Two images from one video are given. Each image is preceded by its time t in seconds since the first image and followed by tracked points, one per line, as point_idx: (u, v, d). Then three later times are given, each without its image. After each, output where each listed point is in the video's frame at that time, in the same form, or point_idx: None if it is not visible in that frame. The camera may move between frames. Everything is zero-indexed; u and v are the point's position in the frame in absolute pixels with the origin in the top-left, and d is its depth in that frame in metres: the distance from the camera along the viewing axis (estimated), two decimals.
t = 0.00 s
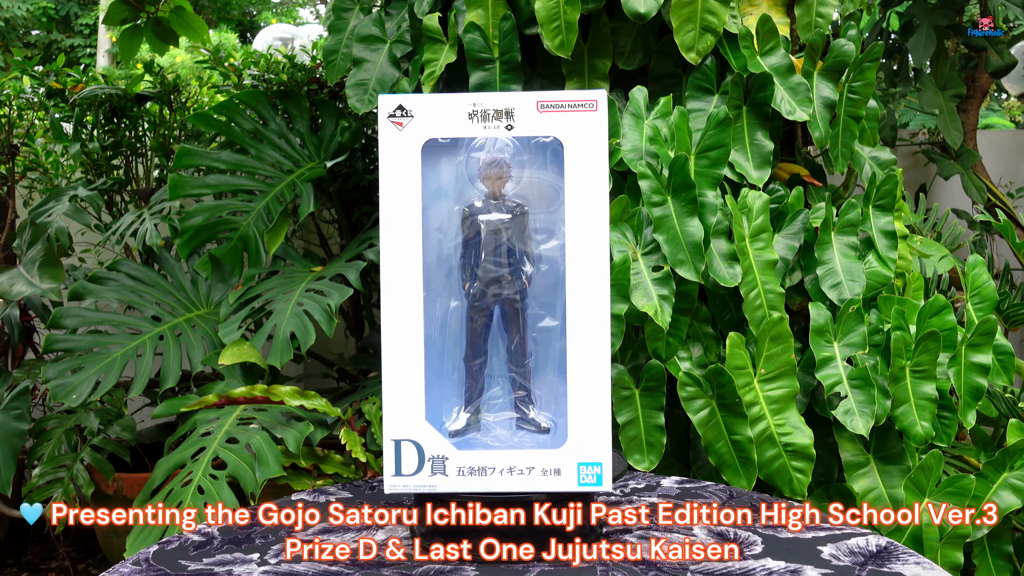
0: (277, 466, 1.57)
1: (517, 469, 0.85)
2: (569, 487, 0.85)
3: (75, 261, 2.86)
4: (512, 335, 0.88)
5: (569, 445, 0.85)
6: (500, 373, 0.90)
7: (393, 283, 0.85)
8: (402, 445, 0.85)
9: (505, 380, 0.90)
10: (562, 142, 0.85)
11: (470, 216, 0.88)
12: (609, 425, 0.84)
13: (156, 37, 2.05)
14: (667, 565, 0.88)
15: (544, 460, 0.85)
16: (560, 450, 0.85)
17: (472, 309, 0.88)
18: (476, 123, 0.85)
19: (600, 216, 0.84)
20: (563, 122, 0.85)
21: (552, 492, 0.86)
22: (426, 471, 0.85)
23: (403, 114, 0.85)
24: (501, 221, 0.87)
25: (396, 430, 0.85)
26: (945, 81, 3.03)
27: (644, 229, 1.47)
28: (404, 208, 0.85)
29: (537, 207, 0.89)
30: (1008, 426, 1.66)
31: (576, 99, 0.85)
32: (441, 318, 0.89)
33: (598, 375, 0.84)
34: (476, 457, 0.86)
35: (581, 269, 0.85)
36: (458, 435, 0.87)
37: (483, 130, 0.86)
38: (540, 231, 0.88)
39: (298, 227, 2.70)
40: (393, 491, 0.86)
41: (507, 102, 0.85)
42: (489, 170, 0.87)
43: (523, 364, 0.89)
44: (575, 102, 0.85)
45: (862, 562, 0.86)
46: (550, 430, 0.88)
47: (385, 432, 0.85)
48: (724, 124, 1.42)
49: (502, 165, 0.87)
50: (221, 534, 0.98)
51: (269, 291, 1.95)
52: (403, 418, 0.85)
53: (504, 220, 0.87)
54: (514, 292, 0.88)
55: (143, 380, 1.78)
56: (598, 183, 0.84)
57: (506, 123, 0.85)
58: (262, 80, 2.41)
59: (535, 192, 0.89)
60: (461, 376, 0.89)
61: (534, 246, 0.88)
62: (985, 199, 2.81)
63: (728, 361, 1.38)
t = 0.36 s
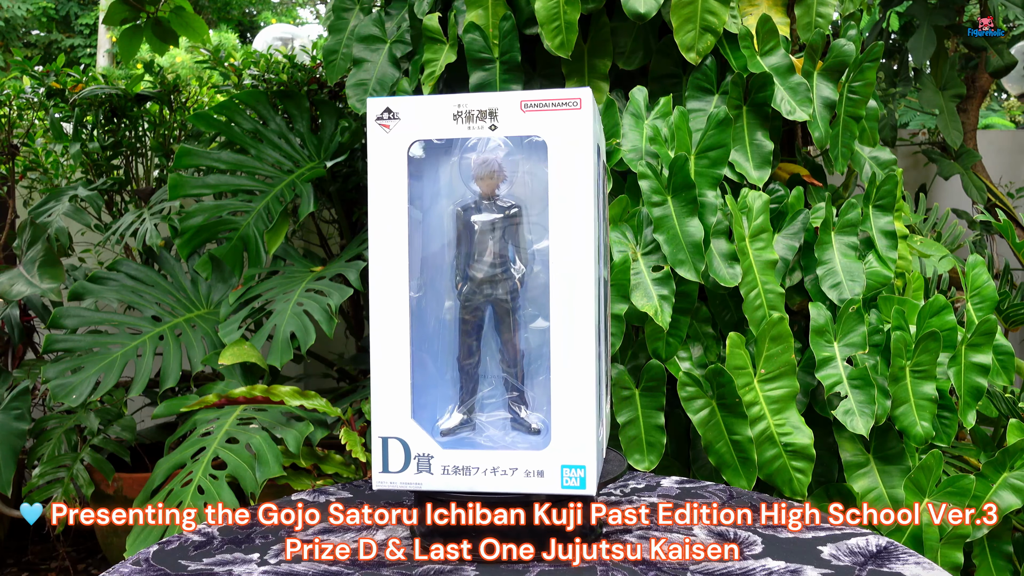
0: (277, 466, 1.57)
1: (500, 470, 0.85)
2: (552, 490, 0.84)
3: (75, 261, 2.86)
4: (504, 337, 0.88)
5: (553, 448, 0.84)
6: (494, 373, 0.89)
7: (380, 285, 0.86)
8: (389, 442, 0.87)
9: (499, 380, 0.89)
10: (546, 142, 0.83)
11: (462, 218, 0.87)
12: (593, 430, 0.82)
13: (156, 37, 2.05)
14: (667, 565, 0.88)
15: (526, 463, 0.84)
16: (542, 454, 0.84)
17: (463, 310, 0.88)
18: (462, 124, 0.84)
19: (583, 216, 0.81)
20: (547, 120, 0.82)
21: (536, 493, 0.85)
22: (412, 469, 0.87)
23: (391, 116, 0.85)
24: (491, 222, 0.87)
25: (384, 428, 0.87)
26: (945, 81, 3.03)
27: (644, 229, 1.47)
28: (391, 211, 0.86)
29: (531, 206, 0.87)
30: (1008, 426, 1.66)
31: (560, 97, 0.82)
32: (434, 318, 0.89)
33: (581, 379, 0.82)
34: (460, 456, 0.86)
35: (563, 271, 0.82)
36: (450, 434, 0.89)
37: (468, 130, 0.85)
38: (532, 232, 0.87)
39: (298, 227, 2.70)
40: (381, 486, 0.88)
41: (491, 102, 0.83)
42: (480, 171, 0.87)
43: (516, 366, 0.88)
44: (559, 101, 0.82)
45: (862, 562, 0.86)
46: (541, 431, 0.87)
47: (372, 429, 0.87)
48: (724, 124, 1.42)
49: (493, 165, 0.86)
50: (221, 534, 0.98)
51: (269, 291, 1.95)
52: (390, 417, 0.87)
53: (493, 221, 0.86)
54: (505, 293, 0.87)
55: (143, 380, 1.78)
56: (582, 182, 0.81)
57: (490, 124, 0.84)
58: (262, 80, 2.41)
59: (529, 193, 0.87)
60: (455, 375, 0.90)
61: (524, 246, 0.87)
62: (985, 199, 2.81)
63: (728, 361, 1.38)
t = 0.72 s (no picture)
0: (277, 466, 1.57)
1: (483, 470, 0.84)
2: (534, 491, 0.83)
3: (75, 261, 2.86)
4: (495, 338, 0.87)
5: (534, 450, 0.82)
6: (486, 374, 0.89)
7: (369, 286, 0.87)
8: (378, 439, 0.88)
9: (492, 382, 0.89)
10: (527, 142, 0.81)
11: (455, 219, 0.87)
12: (574, 435, 0.80)
13: (156, 37, 2.05)
14: (666, 565, 0.88)
15: (508, 464, 0.83)
16: (522, 457, 0.82)
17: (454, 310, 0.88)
18: (445, 125, 0.84)
19: (564, 215, 0.79)
20: (528, 121, 0.81)
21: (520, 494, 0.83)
22: (399, 467, 0.88)
23: (379, 119, 0.86)
24: (481, 222, 0.86)
25: (372, 425, 0.88)
26: (945, 81, 3.03)
27: (644, 229, 1.47)
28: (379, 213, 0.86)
29: (523, 207, 0.86)
30: (1008, 426, 1.66)
31: (541, 96, 0.80)
32: (428, 319, 0.90)
33: (562, 383, 0.80)
34: (446, 455, 0.86)
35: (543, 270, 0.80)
36: (443, 432, 0.90)
37: (452, 131, 0.84)
38: (521, 233, 0.85)
39: (298, 227, 2.70)
40: (371, 482, 0.89)
41: (474, 103, 0.82)
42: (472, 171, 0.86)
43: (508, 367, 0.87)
44: (540, 99, 0.80)
45: (862, 562, 0.86)
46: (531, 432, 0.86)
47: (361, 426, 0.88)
48: (724, 124, 1.42)
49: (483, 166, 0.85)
50: (221, 534, 0.99)
51: (269, 291, 1.95)
52: (378, 415, 0.87)
53: (484, 222, 0.86)
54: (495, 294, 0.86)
55: (143, 380, 1.78)
56: (563, 182, 0.79)
57: (472, 124, 0.83)
58: (262, 80, 2.41)
59: (520, 193, 0.86)
60: (449, 375, 0.90)
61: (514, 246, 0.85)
62: (985, 199, 2.81)
63: (728, 361, 1.38)
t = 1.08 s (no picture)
0: (277, 466, 1.57)
1: (466, 469, 0.84)
2: (514, 492, 0.81)
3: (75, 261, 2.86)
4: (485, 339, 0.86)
5: (515, 451, 0.81)
6: (480, 375, 0.88)
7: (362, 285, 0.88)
8: (370, 436, 0.89)
9: (486, 383, 0.88)
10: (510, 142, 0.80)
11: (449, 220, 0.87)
12: (554, 437, 0.78)
13: (156, 37, 2.05)
14: (667, 565, 0.88)
15: (490, 465, 0.82)
16: (502, 458, 0.81)
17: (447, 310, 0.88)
18: (432, 127, 0.84)
19: (544, 214, 0.77)
20: (510, 121, 0.80)
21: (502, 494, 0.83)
22: (389, 463, 0.88)
23: (371, 122, 0.88)
24: (471, 222, 0.86)
25: (363, 421, 0.89)
26: (945, 81, 3.03)
27: (644, 229, 1.48)
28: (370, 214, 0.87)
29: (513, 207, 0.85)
30: (1008, 426, 1.66)
31: (522, 96, 0.78)
32: (424, 318, 0.91)
33: (542, 385, 0.78)
34: (433, 454, 0.86)
35: (523, 270, 0.79)
36: (437, 431, 0.90)
37: (439, 132, 0.84)
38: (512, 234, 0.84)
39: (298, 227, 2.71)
40: (364, 478, 0.90)
41: (459, 103, 0.82)
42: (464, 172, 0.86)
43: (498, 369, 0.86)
44: (521, 99, 0.79)
45: (862, 562, 0.86)
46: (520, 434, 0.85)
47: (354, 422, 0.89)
48: (724, 124, 1.42)
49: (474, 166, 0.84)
50: (221, 534, 0.98)
51: (269, 291, 1.95)
52: (369, 411, 0.88)
53: (474, 221, 0.85)
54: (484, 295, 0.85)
55: (143, 380, 1.78)
56: (543, 181, 0.77)
57: (457, 125, 0.82)
58: (262, 80, 2.41)
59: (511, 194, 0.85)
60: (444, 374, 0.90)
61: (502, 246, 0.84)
62: (985, 199, 2.81)
63: (728, 361, 1.38)
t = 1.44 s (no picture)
0: (277, 466, 1.57)
1: (451, 468, 0.85)
2: (495, 492, 0.82)
3: (75, 261, 2.86)
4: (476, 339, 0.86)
5: (496, 451, 0.81)
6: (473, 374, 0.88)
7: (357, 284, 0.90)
8: (364, 432, 0.91)
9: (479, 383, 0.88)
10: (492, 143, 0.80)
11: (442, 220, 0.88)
12: (532, 435, 0.78)
13: (156, 37, 2.05)
14: (667, 565, 0.88)
15: (472, 464, 0.83)
16: (483, 457, 0.82)
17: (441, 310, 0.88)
18: (419, 128, 0.85)
19: (524, 214, 0.77)
20: (491, 121, 0.80)
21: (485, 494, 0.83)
22: (382, 459, 0.90)
23: (366, 125, 0.90)
24: (462, 223, 0.86)
25: (359, 418, 0.91)
26: (945, 81, 3.03)
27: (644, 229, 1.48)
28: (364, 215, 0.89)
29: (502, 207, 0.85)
30: (1008, 426, 1.66)
31: (502, 96, 0.79)
32: (420, 316, 0.91)
33: (522, 386, 0.78)
34: (421, 451, 0.87)
35: (504, 270, 0.79)
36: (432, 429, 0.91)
37: (426, 134, 0.85)
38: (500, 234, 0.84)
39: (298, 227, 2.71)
40: (359, 473, 0.92)
41: (445, 104, 0.83)
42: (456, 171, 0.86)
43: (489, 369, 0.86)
44: (500, 100, 0.79)
45: (862, 562, 0.86)
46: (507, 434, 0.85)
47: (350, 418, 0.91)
48: (724, 124, 1.43)
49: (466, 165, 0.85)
50: (221, 534, 0.98)
51: (269, 291, 1.95)
52: (364, 408, 0.90)
53: (465, 222, 0.86)
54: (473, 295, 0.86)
55: (143, 380, 1.78)
56: (522, 181, 0.77)
57: (443, 126, 0.83)
58: (262, 80, 2.41)
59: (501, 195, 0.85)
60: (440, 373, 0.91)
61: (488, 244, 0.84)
62: (985, 199, 2.81)
63: (728, 361, 1.38)
